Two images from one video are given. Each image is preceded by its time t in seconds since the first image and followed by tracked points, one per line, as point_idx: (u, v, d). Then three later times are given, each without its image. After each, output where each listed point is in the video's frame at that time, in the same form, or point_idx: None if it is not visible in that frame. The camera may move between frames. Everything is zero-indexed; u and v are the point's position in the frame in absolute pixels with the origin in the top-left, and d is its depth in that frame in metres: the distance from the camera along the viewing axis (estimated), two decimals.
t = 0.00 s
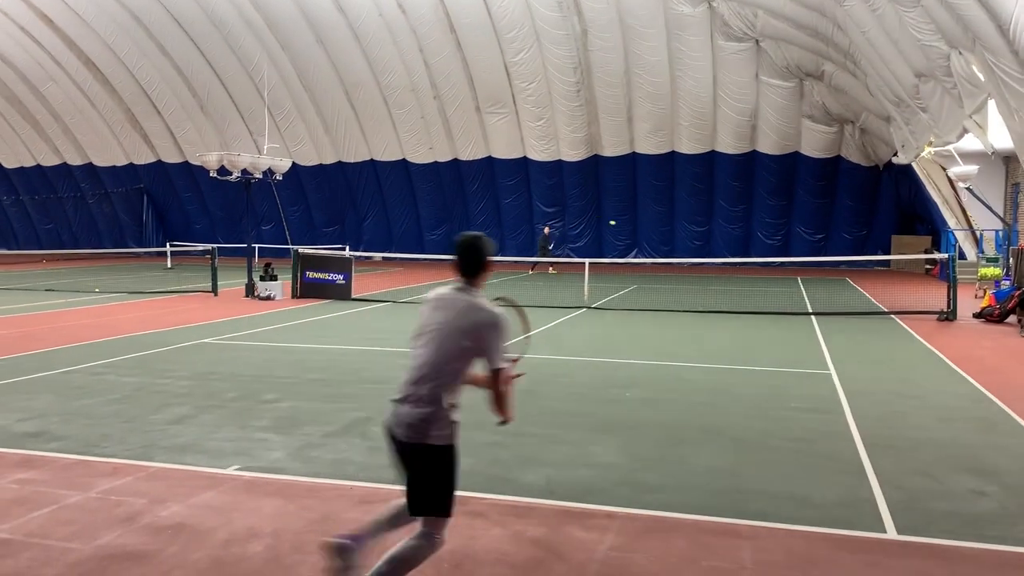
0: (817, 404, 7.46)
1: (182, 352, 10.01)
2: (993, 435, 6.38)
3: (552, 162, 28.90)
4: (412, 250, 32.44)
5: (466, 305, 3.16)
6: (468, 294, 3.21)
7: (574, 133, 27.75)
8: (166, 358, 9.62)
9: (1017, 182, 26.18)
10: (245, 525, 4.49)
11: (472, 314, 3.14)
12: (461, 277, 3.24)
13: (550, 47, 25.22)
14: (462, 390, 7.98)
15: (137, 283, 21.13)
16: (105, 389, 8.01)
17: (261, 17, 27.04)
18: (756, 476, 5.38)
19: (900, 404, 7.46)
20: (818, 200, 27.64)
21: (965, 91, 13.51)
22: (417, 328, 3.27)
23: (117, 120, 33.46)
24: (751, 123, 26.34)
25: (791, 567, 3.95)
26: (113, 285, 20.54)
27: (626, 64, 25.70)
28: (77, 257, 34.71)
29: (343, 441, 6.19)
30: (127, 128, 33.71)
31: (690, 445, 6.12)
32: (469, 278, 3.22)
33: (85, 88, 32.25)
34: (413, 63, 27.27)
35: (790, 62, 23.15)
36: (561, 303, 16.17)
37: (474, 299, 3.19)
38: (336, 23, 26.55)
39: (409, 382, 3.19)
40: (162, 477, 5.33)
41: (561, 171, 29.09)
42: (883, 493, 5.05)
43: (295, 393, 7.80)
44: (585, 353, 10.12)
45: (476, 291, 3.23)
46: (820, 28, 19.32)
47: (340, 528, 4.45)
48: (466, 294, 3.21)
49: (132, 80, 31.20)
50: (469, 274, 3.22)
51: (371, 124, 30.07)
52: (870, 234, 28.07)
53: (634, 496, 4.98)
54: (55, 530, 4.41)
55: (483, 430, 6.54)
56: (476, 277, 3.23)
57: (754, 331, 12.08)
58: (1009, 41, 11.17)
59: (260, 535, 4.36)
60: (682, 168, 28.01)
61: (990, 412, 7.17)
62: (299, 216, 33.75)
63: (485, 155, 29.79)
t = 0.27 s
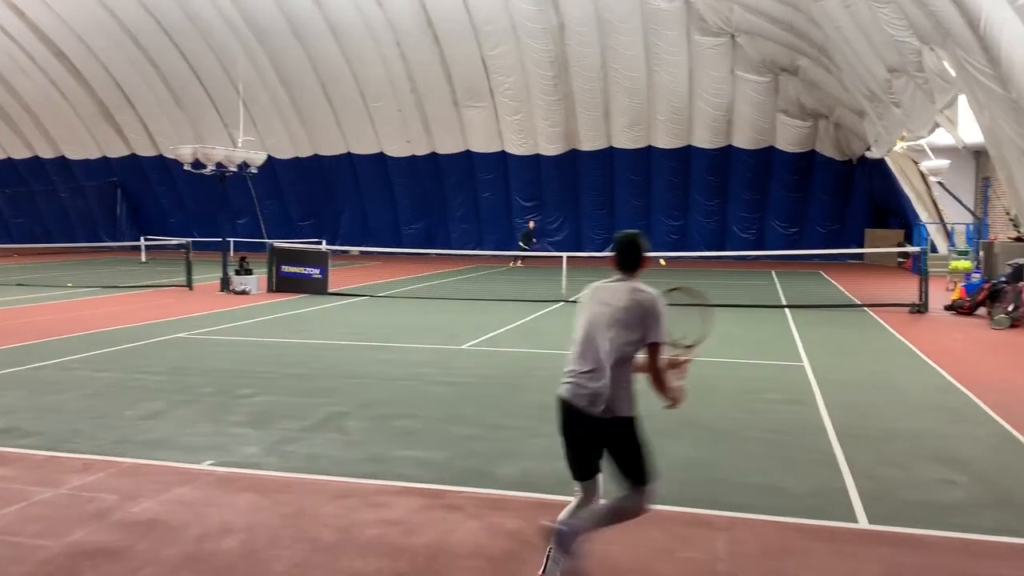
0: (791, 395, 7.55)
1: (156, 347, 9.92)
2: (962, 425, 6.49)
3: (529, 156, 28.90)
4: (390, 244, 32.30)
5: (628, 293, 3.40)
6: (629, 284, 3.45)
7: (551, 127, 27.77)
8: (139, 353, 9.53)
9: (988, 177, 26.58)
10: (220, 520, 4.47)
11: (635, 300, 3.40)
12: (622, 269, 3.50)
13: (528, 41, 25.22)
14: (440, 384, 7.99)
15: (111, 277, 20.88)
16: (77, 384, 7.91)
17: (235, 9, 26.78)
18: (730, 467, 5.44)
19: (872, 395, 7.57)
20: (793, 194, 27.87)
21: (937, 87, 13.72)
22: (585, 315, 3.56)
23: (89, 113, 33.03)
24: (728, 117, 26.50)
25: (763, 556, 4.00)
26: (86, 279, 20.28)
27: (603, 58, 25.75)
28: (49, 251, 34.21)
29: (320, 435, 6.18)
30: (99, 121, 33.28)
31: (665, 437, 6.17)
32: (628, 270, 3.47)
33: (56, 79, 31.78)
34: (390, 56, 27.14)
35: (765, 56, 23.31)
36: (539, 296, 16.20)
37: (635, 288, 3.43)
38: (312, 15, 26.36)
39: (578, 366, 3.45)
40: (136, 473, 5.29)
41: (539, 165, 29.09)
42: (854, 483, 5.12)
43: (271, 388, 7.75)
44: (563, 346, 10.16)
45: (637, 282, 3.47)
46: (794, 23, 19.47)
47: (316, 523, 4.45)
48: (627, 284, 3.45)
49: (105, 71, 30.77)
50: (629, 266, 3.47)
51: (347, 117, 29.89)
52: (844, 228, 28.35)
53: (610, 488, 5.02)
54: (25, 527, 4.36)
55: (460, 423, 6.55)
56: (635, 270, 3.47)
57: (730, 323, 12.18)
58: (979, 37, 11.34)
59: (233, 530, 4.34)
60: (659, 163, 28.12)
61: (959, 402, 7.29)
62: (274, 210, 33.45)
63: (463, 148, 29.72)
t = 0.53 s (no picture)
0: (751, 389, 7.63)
1: (111, 344, 9.71)
2: (917, 418, 6.62)
3: (493, 151, 28.85)
4: (352, 239, 32.03)
5: (776, 277, 3.72)
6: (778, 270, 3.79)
7: (514, 122, 27.75)
8: (93, 350, 9.32)
9: (943, 173, 27.15)
10: (176, 520, 4.38)
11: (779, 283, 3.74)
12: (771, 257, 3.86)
13: (491, 35, 25.16)
14: (402, 380, 7.93)
15: (65, 272, 20.41)
16: (29, 382, 7.71)
17: None
18: (691, 461, 5.48)
19: (830, 388, 7.68)
20: (754, 189, 28.20)
21: (895, 84, 14.01)
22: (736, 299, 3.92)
23: (42, 105, 32.30)
24: (690, 114, 26.71)
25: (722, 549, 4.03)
26: (39, 275, 19.79)
27: (567, 53, 25.77)
28: None
29: (279, 432, 6.10)
30: (52, 112, 32.45)
31: (628, 431, 6.19)
32: (776, 259, 3.81)
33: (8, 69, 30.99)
34: (352, 49, 26.88)
35: (727, 53, 23.52)
36: (503, 292, 16.19)
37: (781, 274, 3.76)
38: (272, 7, 25.98)
39: (718, 342, 3.85)
40: (89, 472, 5.16)
41: (503, 160, 29.05)
42: (813, 475, 5.19)
43: (229, 385, 7.64)
44: (526, 341, 10.15)
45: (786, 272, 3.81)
46: (755, 20, 19.69)
47: (275, 521, 4.38)
48: (775, 270, 3.79)
49: (58, 62, 30.06)
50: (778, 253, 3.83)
51: (308, 111, 29.55)
52: (803, 223, 28.76)
53: (573, 482, 5.02)
54: None
55: (422, 419, 6.51)
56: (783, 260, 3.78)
57: (692, 318, 12.29)
58: (934, 36, 11.57)
59: (190, 530, 4.26)
60: (622, 158, 28.25)
61: (914, 394, 7.43)
62: (234, 205, 32.96)
63: (427, 143, 29.56)
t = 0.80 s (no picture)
0: (720, 386, 7.70)
1: (75, 343, 9.54)
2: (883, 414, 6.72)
3: (465, 148, 28.82)
4: (323, 237, 31.79)
5: (874, 272, 4.44)
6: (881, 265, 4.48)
7: (486, 119, 27.74)
8: (57, 350, 9.15)
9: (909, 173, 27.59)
10: (142, 522, 4.32)
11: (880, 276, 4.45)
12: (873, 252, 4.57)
13: (463, 32, 25.14)
14: (373, 379, 7.89)
15: (28, 270, 20.05)
16: None
17: None
18: (661, 458, 5.51)
19: (798, 385, 7.78)
20: (724, 188, 28.46)
21: (861, 84, 14.12)
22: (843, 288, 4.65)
23: (5, 100, 31.77)
24: (661, 112, 26.89)
25: (692, 545, 4.06)
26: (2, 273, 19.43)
27: (538, 51, 25.79)
28: None
29: (248, 432, 6.03)
30: (17, 108, 32.04)
31: (598, 428, 6.22)
32: (880, 254, 4.51)
33: None
34: (322, 46, 26.68)
35: (697, 52, 23.69)
36: (475, 290, 16.17)
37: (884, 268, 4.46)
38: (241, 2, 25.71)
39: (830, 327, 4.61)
40: (52, 474, 5.07)
41: (475, 157, 29.02)
42: (781, 471, 5.25)
43: (197, 384, 7.54)
44: (497, 339, 10.15)
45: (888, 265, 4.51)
46: (725, 20, 19.86)
47: (243, 522, 4.34)
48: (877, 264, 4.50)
49: (21, 56, 29.52)
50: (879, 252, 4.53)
51: (278, 107, 29.27)
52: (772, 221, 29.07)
53: (544, 480, 5.03)
54: None
55: (392, 418, 6.48)
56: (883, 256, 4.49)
57: (663, 315, 12.37)
58: (900, 37, 11.73)
59: (157, 531, 4.20)
60: (593, 156, 28.35)
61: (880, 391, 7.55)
62: (203, 202, 32.61)
63: (398, 140, 29.43)
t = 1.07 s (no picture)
0: (708, 387, 7.73)
1: (61, 346, 9.47)
2: (870, 415, 6.76)
3: (453, 150, 28.84)
4: (311, 239, 31.69)
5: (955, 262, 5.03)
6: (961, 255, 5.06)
7: (474, 121, 27.76)
8: (42, 353, 9.08)
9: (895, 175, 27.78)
10: (128, 526, 4.30)
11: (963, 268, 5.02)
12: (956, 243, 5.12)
13: (451, 34, 25.16)
14: (361, 381, 7.87)
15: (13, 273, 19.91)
16: None
17: None
18: (650, 460, 5.52)
19: (785, 386, 7.82)
20: (711, 190, 28.57)
21: (848, 87, 14.26)
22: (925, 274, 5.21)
23: None
24: (648, 115, 26.97)
25: (680, 547, 4.07)
26: None
27: (527, 53, 25.81)
28: None
29: (235, 435, 6.01)
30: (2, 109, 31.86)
31: (586, 430, 6.22)
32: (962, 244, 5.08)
33: None
34: (310, 47, 26.62)
35: (685, 55, 23.77)
36: (464, 292, 16.16)
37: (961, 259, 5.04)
38: (229, 3, 25.63)
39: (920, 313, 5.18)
40: (37, 478, 5.04)
41: (463, 159, 29.04)
42: (768, 472, 5.27)
43: (184, 387, 7.50)
44: (485, 341, 10.15)
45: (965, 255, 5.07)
46: (712, 23, 19.95)
47: (230, 526, 4.32)
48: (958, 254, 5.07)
49: (6, 57, 29.33)
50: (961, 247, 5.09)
51: (266, 109, 29.18)
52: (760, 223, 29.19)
53: (532, 482, 5.04)
54: None
55: (380, 421, 6.47)
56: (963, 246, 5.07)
57: (650, 317, 12.39)
58: (886, 39, 11.84)
59: (143, 535, 4.18)
60: (581, 158, 28.40)
61: (866, 392, 7.59)
62: (190, 204, 32.50)
63: (386, 142, 29.40)
